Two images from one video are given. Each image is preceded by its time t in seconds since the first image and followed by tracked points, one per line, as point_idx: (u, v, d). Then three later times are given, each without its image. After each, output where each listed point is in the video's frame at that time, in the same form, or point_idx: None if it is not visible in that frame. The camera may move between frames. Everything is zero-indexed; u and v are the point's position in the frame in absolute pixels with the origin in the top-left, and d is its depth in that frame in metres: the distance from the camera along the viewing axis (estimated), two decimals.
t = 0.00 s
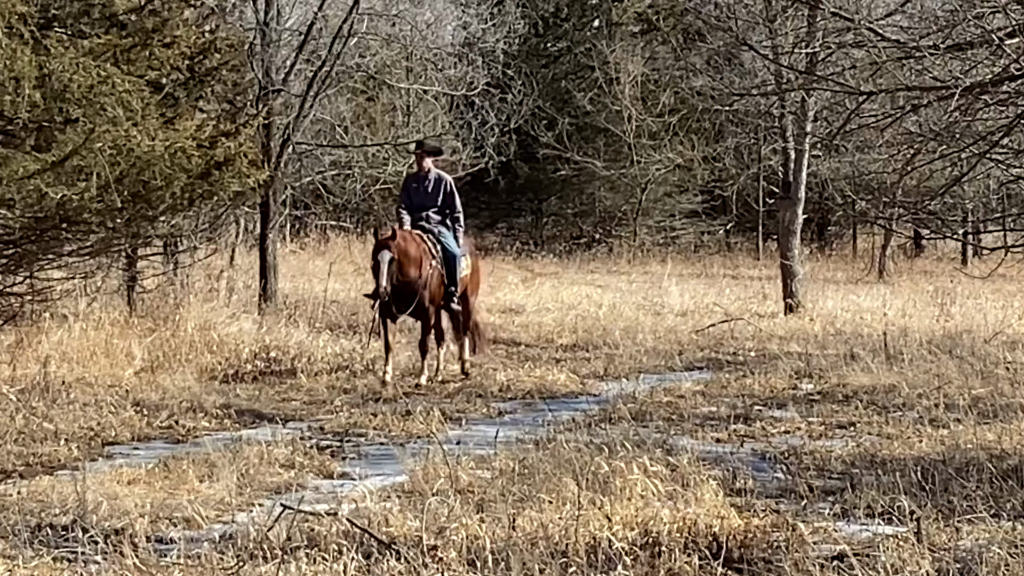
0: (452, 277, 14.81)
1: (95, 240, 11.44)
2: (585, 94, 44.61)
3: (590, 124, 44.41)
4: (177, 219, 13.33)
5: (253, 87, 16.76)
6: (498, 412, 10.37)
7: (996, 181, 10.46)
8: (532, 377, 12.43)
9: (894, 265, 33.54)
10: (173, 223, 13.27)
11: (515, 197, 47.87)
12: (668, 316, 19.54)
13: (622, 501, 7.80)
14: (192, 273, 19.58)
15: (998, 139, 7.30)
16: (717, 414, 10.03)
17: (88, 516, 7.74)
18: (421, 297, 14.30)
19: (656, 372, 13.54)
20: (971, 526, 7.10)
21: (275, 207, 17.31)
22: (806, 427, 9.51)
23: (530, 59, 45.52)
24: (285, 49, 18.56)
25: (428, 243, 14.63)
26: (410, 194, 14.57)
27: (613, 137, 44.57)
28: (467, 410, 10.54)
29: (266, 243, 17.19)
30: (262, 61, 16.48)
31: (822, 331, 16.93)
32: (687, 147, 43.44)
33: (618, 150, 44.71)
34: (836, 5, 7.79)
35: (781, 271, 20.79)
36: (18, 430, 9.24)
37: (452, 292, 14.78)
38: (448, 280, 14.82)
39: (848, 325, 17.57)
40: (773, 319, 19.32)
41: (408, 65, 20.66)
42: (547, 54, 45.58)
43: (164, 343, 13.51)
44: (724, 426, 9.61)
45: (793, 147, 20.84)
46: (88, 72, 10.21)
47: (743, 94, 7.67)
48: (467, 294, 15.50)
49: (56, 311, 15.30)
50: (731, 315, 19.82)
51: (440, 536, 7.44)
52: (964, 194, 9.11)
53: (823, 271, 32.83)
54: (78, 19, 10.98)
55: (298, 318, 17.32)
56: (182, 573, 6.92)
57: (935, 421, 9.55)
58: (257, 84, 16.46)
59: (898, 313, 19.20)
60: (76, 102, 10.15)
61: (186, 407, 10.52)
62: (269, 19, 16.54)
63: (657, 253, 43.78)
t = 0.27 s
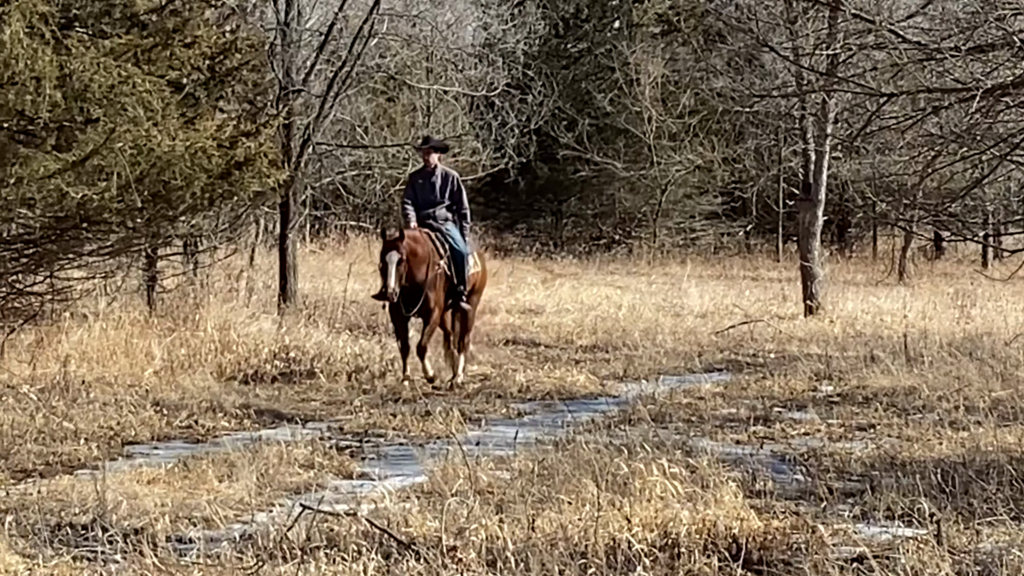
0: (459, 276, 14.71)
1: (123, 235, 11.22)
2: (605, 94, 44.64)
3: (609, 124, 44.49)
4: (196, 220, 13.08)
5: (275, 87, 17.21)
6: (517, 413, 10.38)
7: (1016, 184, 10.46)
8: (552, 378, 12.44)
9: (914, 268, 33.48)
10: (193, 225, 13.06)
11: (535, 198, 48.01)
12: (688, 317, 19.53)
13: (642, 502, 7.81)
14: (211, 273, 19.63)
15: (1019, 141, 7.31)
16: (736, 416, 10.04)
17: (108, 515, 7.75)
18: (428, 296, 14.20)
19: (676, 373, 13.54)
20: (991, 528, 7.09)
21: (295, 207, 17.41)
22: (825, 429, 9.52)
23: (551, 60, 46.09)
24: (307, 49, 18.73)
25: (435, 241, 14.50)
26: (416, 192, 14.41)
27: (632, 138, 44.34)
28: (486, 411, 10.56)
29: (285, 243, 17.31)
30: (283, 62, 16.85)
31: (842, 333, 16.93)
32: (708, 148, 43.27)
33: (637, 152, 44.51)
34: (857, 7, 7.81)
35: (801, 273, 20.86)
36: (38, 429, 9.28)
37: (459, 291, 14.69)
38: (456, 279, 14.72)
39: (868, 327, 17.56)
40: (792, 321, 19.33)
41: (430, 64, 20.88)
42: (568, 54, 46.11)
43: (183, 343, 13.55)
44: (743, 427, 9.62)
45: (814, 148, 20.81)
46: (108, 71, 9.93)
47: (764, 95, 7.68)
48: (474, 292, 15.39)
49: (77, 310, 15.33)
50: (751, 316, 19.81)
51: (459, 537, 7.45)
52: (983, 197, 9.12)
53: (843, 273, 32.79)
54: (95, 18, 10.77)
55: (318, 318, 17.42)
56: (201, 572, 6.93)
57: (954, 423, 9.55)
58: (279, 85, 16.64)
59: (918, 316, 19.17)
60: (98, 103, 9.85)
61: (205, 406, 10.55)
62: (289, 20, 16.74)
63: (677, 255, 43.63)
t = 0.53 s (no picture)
0: (470, 278, 14.50)
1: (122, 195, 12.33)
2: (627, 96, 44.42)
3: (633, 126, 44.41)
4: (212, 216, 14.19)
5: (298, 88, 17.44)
6: (538, 414, 10.38)
7: None
8: (575, 379, 12.46)
9: (938, 270, 33.45)
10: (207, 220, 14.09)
11: (558, 201, 47.49)
12: (711, 318, 19.57)
13: (664, 503, 7.82)
14: (235, 273, 19.72)
15: None
16: (758, 417, 10.04)
17: (130, 513, 7.78)
18: (437, 299, 14.01)
19: (699, 375, 13.55)
20: (1014, 531, 7.10)
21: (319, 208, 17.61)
22: (848, 431, 9.52)
23: (574, 62, 45.46)
24: (331, 50, 18.87)
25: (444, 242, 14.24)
26: (427, 192, 14.14)
27: (655, 139, 44.48)
28: (509, 411, 10.57)
29: (308, 243, 17.56)
30: (306, 63, 17.07)
31: (866, 335, 16.94)
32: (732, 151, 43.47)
33: (661, 153, 44.57)
34: (881, 9, 7.79)
35: (824, 275, 20.95)
36: (62, 428, 9.35)
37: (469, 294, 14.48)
38: (464, 281, 14.50)
39: (891, 330, 17.58)
40: (816, 323, 19.39)
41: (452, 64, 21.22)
42: (590, 56, 45.48)
43: (206, 343, 13.59)
44: (765, 429, 9.63)
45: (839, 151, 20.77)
46: (131, 75, 12.20)
47: (786, 97, 7.67)
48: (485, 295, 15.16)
49: (100, 309, 15.89)
50: (773, 318, 19.84)
51: (481, 536, 7.46)
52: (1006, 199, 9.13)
53: (868, 275, 32.76)
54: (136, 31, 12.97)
55: (341, 318, 17.60)
56: (222, 572, 6.95)
57: (977, 426, 9.55)
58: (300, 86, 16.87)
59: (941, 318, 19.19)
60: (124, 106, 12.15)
61: (228, 406, 10.59)
62: (313, 21, 16.92)
63: (700, 256, 43.60)
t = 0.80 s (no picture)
0: (485, 279, 14.20)
1: (149, 195, 12.67)
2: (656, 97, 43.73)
3: (662, 126, 43.83)
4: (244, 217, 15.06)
5: (326, 87, 17.74)
6: (565, 414, 10.39)
7: None
8: (603, 380, 12.49)
9: (966, 273, 33.43)
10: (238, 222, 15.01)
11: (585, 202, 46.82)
12: (738, 320, 19.64)
13: (690, 503, 7.83)
14: (265, 274, 19.87)
15: None
16: (785, 419, 10.05)
17: (157, 511, 7.80)
18: (452, 300, 13.92)
19: (727, 376, 13.58)
20: None
21: (348, 208, 17.95)
22: (875, 433, 9.53)
23: (601, 62, 44.35)
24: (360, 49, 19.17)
25: (459, 241, 14.13)
26: (442, 190, 14.06)
27: (684, 140, 43.93)
28: (535, 411, 10.59)
29: (337, 243, 17.91)
30: (334, 62, 17.34)
31: (894, 337, 16.95)
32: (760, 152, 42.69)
33: (689, 154, 43.94)
34: (910, 10, 7.80)
35: (851, 277, 21.01)
36: (90, 427, 9.40)
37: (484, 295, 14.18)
38: (479, 281, 14.20)
39: (919, 332, 17.60)
40: (843, 324, 19.45)
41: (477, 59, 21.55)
42: (617, 56, 44.41)
43: (235, 344, 13.82)
44: (792, 430, 9.65)
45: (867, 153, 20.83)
46: (160, 73, 12.59)
47: (815, 98, 7.69)
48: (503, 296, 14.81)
49: (127, 308, 16.83)
50: (800, 320, 19.89)
51: (507, 535, 7.48)
52: None
53: (896, 277, 32.76)
54: (166, 30, 13.62)
55: (368, 317, 17.86)
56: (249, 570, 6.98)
57: (1005, 428, 9.56)
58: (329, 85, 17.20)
59: (968, 321, 19.20)
60: (151, 105, 12.53)
61: (255, 405, 10.61)
62: (342, 20, 17.18)
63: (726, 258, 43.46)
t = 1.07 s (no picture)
0: (500, 280, 14.23)
1: (177, 191, 13.50)
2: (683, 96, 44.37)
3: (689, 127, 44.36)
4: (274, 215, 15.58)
5: (355, 85, 18.46)
6: (591, 413, 10.41)
7: None
8: (630, 379, 12.54)
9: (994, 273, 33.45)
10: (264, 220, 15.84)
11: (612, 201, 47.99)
12: (765, 319, 19.72)
13: (715, 502, 7.83)
14: (292, 274, 20.01)
15: None
16: (812, 419, 10.06)
17: (183, 507, 7.83)
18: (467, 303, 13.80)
19: (753, 376, 13.61)
20: None
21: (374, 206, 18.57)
22: (901, 433, 9.54)
23: (629, 61, 45.60)
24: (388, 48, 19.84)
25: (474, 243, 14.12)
26: (454, 192, 14.03)
27: (711, 140, 44.58)
28: (560, 410, 10.62)
29: (364, 241, 18.54)
30: (361, 60, 18.05)
31: (921, 338, 16.99)
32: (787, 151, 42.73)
33: (716, 154, 44.68)
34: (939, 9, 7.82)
35: (880, 279, 20.87)
36: (116, 424, 9.45)
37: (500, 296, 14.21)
38: (495, 283, 14.23)
39: (946, 333, 17.64)
40: (870, 324, 19.55)
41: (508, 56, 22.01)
42: (646, 56, 45.59)
43: (260, 340, 14.09)
44: (818, 430, 9.67)
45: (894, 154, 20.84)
46: (188, 71, 13.60)
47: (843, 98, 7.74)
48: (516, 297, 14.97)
49: (152, 303, 17.50)
50: (827, 320, 19.98)
51: (533, 533, 7.49)
52: None
53: (925, 278, 32.78)
54: (193, 27, 14.34)
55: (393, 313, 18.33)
56: (275, 567, 7.01)
57: None
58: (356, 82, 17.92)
59: (995, 321, 19.24)
60: (179, 102, 13.54)
61: (281, 403, 10.67)
62: (369, 19, 18.01)
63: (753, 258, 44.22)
